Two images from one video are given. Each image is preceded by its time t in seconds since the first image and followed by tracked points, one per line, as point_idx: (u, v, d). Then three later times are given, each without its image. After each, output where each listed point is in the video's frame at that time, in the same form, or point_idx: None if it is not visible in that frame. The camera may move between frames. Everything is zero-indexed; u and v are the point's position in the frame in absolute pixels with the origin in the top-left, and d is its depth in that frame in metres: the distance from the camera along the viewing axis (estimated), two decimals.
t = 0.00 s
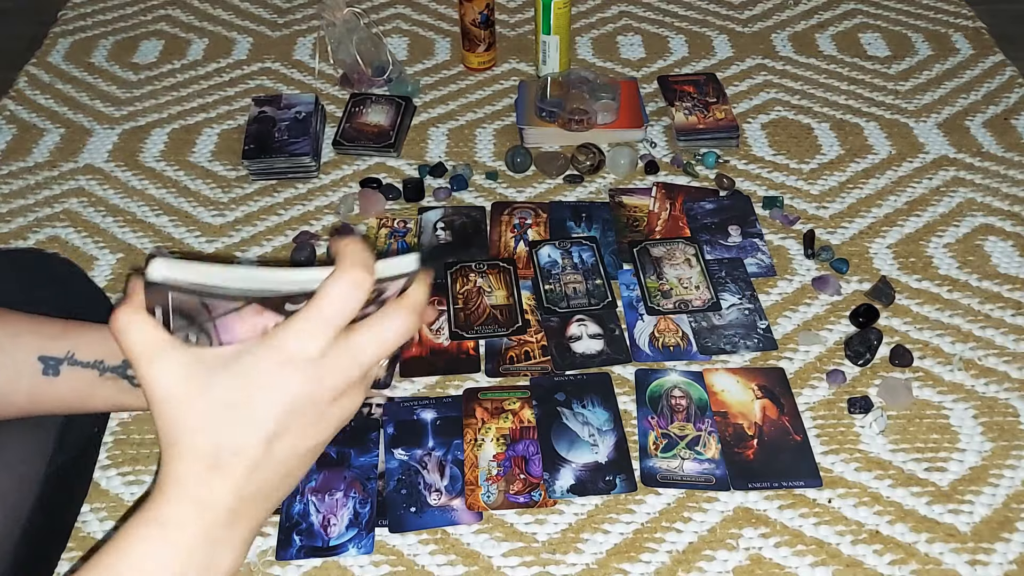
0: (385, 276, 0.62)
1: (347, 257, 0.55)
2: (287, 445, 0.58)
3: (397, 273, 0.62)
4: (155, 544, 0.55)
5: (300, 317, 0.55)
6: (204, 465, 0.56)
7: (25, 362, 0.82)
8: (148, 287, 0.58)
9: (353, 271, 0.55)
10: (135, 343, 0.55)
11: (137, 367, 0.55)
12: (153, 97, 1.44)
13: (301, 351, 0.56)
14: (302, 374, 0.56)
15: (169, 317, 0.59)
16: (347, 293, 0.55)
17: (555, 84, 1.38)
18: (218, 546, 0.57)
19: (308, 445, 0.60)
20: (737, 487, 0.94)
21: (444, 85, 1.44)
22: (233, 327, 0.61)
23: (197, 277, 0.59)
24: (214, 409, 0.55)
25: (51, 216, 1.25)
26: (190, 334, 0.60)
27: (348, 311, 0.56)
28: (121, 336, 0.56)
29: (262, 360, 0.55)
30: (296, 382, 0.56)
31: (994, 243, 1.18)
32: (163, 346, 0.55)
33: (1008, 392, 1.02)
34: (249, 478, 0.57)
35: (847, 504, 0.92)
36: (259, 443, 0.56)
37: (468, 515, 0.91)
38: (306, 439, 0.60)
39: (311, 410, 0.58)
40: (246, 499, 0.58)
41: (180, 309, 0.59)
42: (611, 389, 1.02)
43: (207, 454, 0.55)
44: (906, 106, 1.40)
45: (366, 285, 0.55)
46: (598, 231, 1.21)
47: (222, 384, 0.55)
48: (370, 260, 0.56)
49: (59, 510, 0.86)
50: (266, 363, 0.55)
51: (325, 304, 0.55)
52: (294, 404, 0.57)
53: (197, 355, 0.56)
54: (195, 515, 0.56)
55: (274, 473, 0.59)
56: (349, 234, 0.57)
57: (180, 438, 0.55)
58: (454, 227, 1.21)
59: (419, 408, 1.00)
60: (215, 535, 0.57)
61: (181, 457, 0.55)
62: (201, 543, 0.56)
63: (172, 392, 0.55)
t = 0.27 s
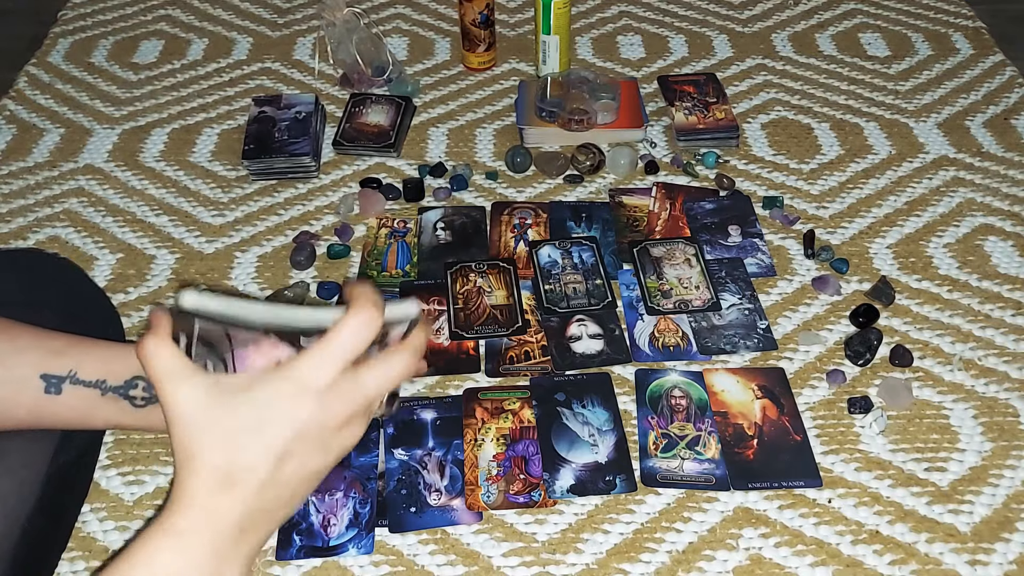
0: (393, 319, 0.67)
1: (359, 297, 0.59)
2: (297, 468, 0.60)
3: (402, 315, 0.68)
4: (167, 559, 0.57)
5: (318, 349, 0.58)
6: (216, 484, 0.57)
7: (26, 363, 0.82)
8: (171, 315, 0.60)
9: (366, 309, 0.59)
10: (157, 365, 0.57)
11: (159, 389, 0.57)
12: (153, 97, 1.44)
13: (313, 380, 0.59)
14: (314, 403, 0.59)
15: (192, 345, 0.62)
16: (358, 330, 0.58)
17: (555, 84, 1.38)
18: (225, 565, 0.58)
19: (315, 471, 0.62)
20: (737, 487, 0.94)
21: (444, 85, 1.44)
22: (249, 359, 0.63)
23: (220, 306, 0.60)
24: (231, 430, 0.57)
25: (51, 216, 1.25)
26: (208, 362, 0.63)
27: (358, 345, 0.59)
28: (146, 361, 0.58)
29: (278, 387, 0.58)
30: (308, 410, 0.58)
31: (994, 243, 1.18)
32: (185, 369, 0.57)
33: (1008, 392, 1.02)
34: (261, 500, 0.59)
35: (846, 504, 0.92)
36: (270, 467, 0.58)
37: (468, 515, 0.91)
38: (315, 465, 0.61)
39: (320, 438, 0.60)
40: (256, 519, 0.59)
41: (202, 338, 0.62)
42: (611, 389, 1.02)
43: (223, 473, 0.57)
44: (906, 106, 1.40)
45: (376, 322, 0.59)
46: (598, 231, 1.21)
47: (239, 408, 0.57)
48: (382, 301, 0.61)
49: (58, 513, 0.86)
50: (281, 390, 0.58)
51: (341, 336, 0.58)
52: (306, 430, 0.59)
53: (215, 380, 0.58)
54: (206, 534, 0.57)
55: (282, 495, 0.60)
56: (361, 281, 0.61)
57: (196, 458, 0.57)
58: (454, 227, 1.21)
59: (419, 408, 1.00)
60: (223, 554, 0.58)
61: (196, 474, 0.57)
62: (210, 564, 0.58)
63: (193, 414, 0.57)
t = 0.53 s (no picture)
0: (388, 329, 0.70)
1: (351, 306, 0.62)
2: (299, 475, 0.63)
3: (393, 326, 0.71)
4: (180, 559, 0.60)
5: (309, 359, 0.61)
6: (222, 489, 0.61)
7: (27, 363, 0.82)
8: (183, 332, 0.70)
9: (357, 317, 0.60)
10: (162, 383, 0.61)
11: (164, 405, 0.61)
12: (153, 97, 1.44)
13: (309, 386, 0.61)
14: (310, 409, 0.61)
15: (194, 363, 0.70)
16: (349, 337, 0.60)
17: (555, 84, 1.38)
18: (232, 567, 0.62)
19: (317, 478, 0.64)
20: (737, 487, 0.94)
21: (444, 85, 1.44)
22: (251, 371, 0.71)
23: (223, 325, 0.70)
24: (232, 438, 0.60)
25: (51, 216, 1.25)
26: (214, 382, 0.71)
27: (350, 353, 0.61)
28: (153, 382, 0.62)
29: (275, 395, 0.61)
30: (305, 415, 0.61)
31: (994, 243, 1.18)
32: (187, 386, 0.61)
33: (1008, 392, 1.02)
34: (264, 505, 0.62)
35: (846, 504, 0.92)
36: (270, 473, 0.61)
37: (468, 515, 0.91)
38: (314, 471, 0.64)
39: (319, 443, 0.62)
40: (261, 522, 0.62)
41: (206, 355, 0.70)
42: (611, 389, 1.02)
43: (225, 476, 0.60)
44: (906, 106, 1.40)
45: (365, 331, 0.61)
46: (598, 231, 1.21)
47: (239, 419, 0.60)
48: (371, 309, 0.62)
49: (61, 512, 0.87)
50: (278, 397, 0.61)
51: (332, 345, 0.60)
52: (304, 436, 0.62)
53: (218, 396, 0.62)
54: (213, 535, 0.60)
55: (286, 501, 0.63)
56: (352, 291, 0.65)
57: (199, 465, 0.60)
58: (454, 227, 1.21)
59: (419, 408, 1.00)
60: (231, 554, 0.61)
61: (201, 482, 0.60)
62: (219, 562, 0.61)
63: (195, 424, 0.60)
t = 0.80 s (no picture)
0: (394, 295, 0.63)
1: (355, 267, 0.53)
2: (303, 453, 0.55)
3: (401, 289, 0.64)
4: (173, 548, 0.53)
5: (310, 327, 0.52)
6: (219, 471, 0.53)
7: (28, 362, 0.83)
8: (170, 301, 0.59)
9: (362, 281, 0.53)
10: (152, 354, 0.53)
11: (154, 375, 0.53)
12: (153, 97, 1.44)
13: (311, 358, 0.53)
14: (315, 382, 0.53)
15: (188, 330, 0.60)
16: (356, 302, 0.52)
17: (555, 84, 1.38)
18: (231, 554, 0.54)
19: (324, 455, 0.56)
20: (737, 487, 0.94)
21: (444, 85, 1.44)
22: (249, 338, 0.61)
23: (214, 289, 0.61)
24: (226, 415, 0.52)
25: (51, 216, 1.25)
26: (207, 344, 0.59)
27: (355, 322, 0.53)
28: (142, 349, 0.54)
29: (274, 367, 0.52)
30: (307, 389, 0.53)
31: (994, 243, 1.18)
32: (181, 352, 0.53)
33: (1008, 392, 1.02)
34: (266, 486, 0.54)
35: (847, 504, 0.92)
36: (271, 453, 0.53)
37: (468, 515, 0.91)
38: (322, 445, 0.56)
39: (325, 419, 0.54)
40: (262, 504, 0.54)
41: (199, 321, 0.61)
42: (611, 389, 1.02)
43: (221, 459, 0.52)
44: (906, 106, 1.40)
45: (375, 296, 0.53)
46: (598, 231, 1.21)
47: (237, 390, 0.52)
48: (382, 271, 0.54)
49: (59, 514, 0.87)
50: (279, 370, 0.52)
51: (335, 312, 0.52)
52: (308, 412, 0.53)
53: (215, 366, 0.53)
54: (212, 519, 0.53)
55: (291, 479, 0.55)
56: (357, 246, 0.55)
57: (194, 444, 0.52)
58: (454, 227, 1.21)
59: (419, 408, 1.00)
60: (232, 539, 0.54)
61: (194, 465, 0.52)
62: (220, 549, 0.53)
63: (188, 397, 0.52)
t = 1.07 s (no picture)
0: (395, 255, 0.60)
1: (350, 232, 0.53)
2: (290, 431, 0.54)
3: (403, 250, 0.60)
4: (154, 537, 0.52)
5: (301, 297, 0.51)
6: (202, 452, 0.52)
7: (28, 363, 0.83)
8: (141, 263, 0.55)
9: (357, 248, 0.52)
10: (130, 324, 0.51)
11: (131, 348, 0.51)
12: (153, 97, 1.44)
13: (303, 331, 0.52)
14: (304, 358, 0.52)
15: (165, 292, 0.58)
16: (350, 269, 0.52)
17: (555, 84, 1.38)
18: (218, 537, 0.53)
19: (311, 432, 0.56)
20: (737, 487, 0.94)
21: (444, 85, 1.44)
22: (231, 306, 0.60)
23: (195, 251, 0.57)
24: (211, 392, 0.51)
25: (51, 216, 1.25)
26: (187, 310, 0.59)
27: (347, 292, 0.52)
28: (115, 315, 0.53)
29: (259, 340, 0.51)
30: (296, 363, 0.52)
31: (994, 243, 1.18)
32: (159, 326, 0.51)
33: (1008, 392, 1.02)
34: (251, 469, 0.53)
35: (847, 504, 0.92)
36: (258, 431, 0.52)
37: (468, 515, 0.92)
38: (310, 423, 0.55)
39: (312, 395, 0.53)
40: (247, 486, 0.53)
41: (176, 285, 0.59)
42: (611, 389, 1.02)
43: (204, 439, 0.51)
44: (906, 106, 1.40)
45: (368, 267, 0.53)
46: (598, 231, 1.21)
47: (220, 366, 0.51)
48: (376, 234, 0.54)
49: (58, 514, 0.86)
50: (266, 343, 0.51)
51: (327, 282, 0.51)
52: (296, 388, 0.53)
53: (195, 336, 0.52)
54: (192, 507, 0.52)
55: (279, 461, 0.54)
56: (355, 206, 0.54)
57: (176, 423, 0.51)
58: (454, 227, 1.21)
59: (419, 408, 1.00)
60: (216, 525, 0.53)
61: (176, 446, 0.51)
62: (203, 536, 0.53)
63: (168, 373, 0.51)
